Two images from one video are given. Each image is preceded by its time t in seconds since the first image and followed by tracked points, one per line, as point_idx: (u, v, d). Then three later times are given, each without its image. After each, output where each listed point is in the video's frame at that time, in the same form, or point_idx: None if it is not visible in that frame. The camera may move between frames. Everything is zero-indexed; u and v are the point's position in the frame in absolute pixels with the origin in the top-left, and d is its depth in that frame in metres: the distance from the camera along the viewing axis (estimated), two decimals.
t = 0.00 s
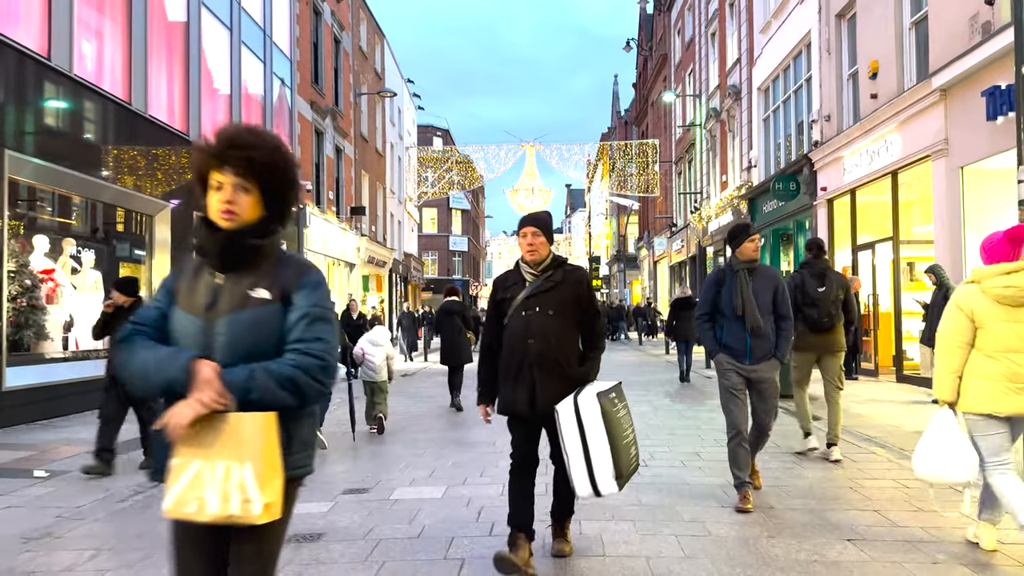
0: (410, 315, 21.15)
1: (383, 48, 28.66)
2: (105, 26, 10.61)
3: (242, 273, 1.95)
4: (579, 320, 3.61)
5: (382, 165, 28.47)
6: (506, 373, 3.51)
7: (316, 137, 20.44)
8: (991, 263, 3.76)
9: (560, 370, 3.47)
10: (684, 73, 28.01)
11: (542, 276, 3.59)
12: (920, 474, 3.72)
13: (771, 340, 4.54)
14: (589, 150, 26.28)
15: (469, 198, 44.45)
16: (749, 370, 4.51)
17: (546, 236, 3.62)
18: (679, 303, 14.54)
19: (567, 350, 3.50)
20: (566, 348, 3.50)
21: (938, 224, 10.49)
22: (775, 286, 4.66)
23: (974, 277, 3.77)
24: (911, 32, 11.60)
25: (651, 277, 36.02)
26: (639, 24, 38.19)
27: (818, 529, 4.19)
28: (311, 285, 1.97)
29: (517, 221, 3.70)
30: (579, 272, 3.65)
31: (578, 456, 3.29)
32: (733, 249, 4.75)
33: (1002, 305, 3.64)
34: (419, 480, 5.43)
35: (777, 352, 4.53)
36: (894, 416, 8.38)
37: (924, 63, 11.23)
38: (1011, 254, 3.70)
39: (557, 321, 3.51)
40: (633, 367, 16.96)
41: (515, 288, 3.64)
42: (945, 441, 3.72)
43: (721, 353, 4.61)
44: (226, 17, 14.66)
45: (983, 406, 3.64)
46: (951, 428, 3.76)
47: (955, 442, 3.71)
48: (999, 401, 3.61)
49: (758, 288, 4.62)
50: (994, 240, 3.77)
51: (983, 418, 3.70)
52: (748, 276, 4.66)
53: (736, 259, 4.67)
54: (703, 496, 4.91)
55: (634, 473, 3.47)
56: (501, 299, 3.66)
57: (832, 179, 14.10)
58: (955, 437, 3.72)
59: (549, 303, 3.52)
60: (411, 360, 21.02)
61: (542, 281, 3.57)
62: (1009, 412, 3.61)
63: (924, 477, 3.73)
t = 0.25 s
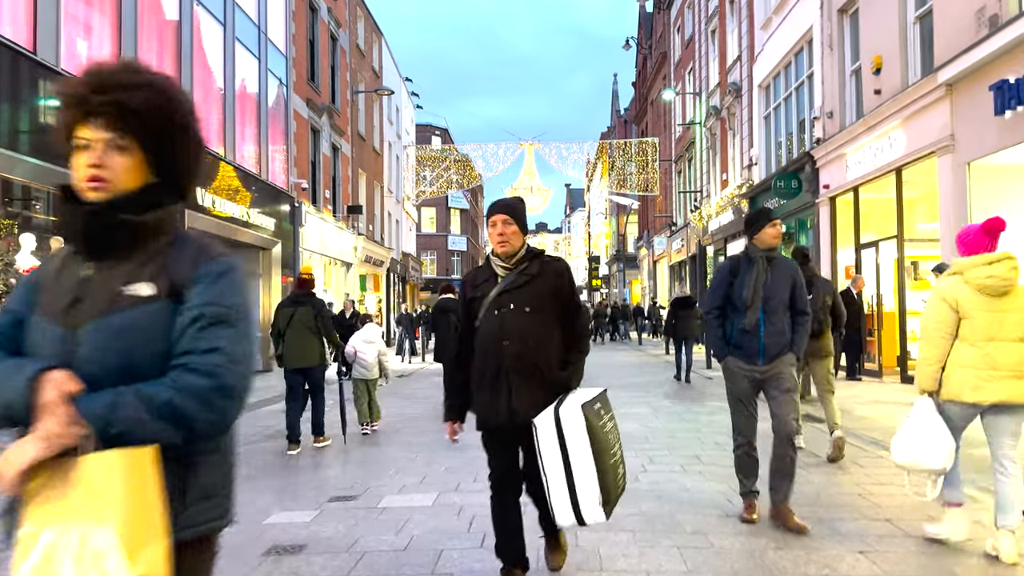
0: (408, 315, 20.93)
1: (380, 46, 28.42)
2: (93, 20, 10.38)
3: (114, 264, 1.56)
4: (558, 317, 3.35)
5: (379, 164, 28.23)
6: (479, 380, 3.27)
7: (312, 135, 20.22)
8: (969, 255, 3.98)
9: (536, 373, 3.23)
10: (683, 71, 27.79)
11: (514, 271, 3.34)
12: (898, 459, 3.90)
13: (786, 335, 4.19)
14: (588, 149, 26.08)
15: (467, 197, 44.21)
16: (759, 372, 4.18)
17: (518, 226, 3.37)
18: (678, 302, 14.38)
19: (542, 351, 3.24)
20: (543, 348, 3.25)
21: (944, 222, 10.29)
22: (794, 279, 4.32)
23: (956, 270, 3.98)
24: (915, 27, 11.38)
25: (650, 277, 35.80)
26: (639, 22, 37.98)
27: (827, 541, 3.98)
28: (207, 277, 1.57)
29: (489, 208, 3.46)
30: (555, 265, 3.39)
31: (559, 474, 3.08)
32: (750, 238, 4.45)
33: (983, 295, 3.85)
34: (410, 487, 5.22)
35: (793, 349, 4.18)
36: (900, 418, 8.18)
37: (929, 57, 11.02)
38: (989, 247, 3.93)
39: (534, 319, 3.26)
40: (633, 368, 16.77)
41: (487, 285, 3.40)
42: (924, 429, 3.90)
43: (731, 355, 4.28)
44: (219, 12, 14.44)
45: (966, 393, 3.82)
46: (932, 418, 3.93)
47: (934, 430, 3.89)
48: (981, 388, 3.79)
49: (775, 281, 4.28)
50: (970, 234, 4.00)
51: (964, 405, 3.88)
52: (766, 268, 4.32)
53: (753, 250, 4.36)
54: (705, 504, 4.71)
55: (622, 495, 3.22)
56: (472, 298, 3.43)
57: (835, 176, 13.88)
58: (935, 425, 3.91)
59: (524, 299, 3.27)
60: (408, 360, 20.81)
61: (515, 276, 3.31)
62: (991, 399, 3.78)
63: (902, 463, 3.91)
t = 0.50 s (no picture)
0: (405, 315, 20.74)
1: (378, 43, 28.24)
2: (82, 14, 10.17)
3: None
4: (535, 317, 2.76)
5: (377, 162, 28.06)
6: (441, 391, 2.75)
7: (308, 132, 20.02)
8: (938, 268, 4.07)
9: (505, 387, 2.65)
10: (684, 68, 27.58)
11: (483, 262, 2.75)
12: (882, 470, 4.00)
13: (816, 346, 3.73)
14: (587, 147, 25.88)
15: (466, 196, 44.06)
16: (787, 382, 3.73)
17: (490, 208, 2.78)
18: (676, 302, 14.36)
19: (513, 359, 2.65)
20: (516, 355, 2.67)
21: (950, 219, 10.09)
22: (824, 284, 3.85)
23: (925, 283, 4.08)
24: (920, 21, 11.18)
25: (650, 276, 35.63)
26: (639, 19, 37.81)
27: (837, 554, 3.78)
28: None
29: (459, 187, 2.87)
30: (532, 253, 2.79)
31: (545, 485, 2.57)
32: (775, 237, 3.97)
33: (952, 307, 3.93)
34: (401, 494, 5.03)
35: (824, 359, 3.73)
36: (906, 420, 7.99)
37: (934, 52, 10.81)
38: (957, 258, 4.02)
39: (502, 322, 2.66)
40: (632, 368, 16.59)
41: (453, 279, 2.82)
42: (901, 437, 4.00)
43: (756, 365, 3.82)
44: (213, 8, 14.24)
45: (937, 403, 3.91)
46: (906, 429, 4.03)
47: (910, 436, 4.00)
48: (951, 398, 3.87)
49: (806, 284, 3.82)
50: (937, 246, 4.09)
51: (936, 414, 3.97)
52: (796, 269, 3.84)
53: (779, 250, 3.89)
54: (707, 514, 4.51)
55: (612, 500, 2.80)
56: (435, 294, 2.85)
57: (838, 174, 13.68)
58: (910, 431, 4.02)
59: (490, 297, 2.67)
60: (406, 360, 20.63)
61: (485, 268, 2.72)
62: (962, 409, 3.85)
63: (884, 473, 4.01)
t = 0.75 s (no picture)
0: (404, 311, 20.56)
1: (377, 37, 28.04)
2: (71, 3, 9.96)
3: None
4: (509, 324, 2.24)
5: (376, 158, 27.88)
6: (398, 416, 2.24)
7: (305, 126, 19.83)
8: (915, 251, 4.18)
9: (466, 410, 2.13)
10: (685, 62, 27.35)
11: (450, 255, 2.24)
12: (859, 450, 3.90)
13: (863, 336, 3.32)
14: (587, 142, 25.68)
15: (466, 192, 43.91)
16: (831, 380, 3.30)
17: (460, 188, 2.27)
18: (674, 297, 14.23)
19: (476, 377, 2.13)
20: (482, 371, 2.15)
21: (958, 213, 9.90)
22: (869, 260, 3.42)
23: (903, 265, 4.17)
24: (926, 12, 10.97)
25: (651, 272, 35.45)
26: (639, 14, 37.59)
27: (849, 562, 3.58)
28: None
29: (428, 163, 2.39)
30: (508, 246, 2.27)
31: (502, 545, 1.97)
32: (809, 211, 3.55)
33: (929, 289, 4.04)
34: (393, 495, 4.84)
35: (870, 356, 3.32)
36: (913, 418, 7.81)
37: (941, 42, 10.61)
38: (933, 243, 4.15)
39: (468, 327, 2.14)
40: (632, 364, 16.40)
41: (412, 276, 2.30)
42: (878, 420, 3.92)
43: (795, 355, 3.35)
44: None
45: (915, 381, 4.00)
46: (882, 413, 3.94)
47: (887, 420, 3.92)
48: (929, 376, 3.97)
49: (849, 263, 3.38)
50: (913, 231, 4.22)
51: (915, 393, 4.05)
52: (836, 244, 3.41)
53: (815, 225, 3.46)
54: (712, 518, 4.31)
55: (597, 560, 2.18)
56: (391, 293, 2.33)
57: (841, 168, 13.48)
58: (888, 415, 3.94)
59: (453, 296, 2.15)
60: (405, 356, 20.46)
61: (450, 262, 2.21)
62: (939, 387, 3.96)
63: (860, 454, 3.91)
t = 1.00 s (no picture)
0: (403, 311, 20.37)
1: (377, 35, 27.85)
2: None
3: None
4: (476, 320, 1.82)
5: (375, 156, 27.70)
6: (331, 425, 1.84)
7: (304, 124, 19.63)
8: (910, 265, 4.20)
9: (413, 424, 1.72)
10: (687, 60, 27.12)
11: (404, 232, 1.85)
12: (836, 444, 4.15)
13: (923, 356, 2.85)
14: (589, 140, 25.47)
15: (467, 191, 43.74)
16: (886, 409, 2.81)
17: (419, 151, 1.88)
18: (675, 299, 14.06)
19: (427, 383, 1.72)
20: (435, 376, 1.74)
21: (968, 211, 9.68)
22: (928, 265, 2.95)
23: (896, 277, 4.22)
24: (935, 6, 10.73)
25: (653, 271, 35.25)
26: (641, 12, 37.36)
27: None
28: None
29: (383, 121, 2.00)
30: (477, 224, 1.86)
31: None
32: (858, 208, 3.06)
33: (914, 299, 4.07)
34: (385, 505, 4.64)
35: (930, 380, 2.85)
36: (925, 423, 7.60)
37: (950, 37, 10.38)
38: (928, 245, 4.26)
39: (419, 320, 1.74)
40: (634, 365, 16.18)
41: (360, 257, 1.91)
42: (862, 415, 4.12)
43: (846, 377, 2.85)
44: None
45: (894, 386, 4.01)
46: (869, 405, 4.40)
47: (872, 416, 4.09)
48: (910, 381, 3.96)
49: (908, 270, 2.90)
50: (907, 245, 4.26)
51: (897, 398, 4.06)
52: (891, 246, 2.92)
53: (867, 225, 2.97)
54: (721, 530, 4.09)
55: None
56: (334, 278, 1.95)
57: (847, 166, 13.26)
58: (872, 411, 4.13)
59: (405, 282, 1.75)
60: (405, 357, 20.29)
61: (405, 241, 1.81)
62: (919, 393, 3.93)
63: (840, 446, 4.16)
